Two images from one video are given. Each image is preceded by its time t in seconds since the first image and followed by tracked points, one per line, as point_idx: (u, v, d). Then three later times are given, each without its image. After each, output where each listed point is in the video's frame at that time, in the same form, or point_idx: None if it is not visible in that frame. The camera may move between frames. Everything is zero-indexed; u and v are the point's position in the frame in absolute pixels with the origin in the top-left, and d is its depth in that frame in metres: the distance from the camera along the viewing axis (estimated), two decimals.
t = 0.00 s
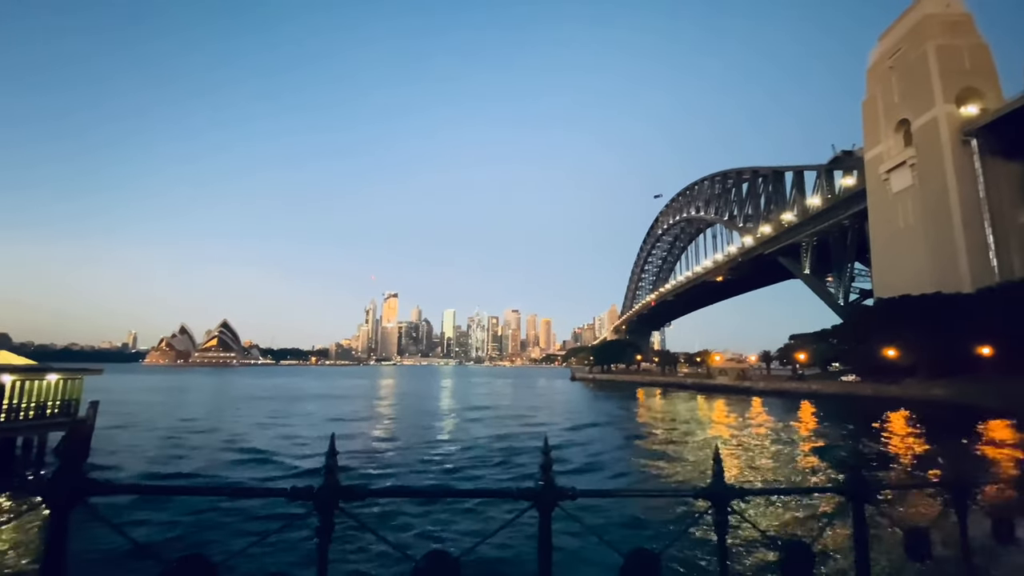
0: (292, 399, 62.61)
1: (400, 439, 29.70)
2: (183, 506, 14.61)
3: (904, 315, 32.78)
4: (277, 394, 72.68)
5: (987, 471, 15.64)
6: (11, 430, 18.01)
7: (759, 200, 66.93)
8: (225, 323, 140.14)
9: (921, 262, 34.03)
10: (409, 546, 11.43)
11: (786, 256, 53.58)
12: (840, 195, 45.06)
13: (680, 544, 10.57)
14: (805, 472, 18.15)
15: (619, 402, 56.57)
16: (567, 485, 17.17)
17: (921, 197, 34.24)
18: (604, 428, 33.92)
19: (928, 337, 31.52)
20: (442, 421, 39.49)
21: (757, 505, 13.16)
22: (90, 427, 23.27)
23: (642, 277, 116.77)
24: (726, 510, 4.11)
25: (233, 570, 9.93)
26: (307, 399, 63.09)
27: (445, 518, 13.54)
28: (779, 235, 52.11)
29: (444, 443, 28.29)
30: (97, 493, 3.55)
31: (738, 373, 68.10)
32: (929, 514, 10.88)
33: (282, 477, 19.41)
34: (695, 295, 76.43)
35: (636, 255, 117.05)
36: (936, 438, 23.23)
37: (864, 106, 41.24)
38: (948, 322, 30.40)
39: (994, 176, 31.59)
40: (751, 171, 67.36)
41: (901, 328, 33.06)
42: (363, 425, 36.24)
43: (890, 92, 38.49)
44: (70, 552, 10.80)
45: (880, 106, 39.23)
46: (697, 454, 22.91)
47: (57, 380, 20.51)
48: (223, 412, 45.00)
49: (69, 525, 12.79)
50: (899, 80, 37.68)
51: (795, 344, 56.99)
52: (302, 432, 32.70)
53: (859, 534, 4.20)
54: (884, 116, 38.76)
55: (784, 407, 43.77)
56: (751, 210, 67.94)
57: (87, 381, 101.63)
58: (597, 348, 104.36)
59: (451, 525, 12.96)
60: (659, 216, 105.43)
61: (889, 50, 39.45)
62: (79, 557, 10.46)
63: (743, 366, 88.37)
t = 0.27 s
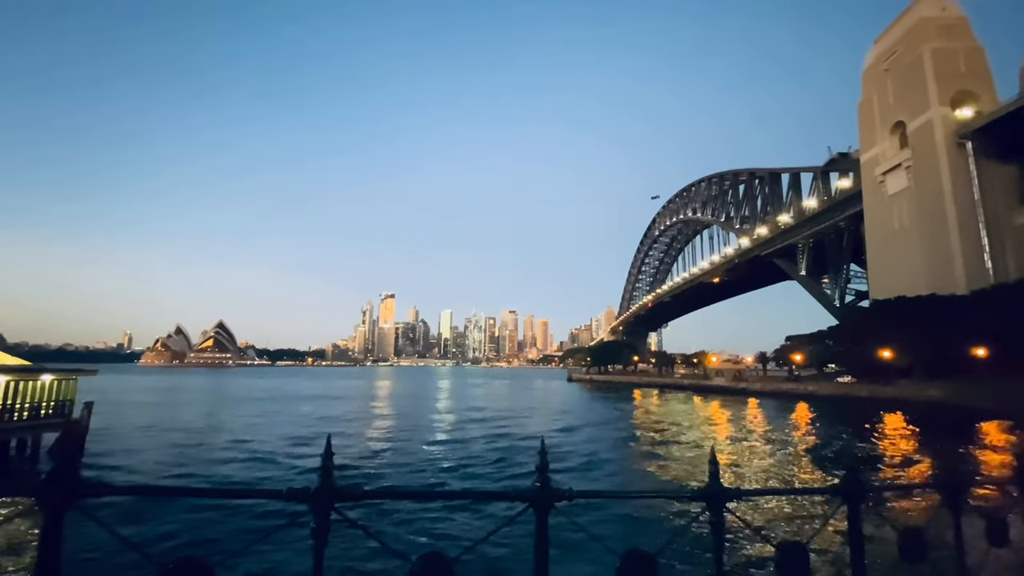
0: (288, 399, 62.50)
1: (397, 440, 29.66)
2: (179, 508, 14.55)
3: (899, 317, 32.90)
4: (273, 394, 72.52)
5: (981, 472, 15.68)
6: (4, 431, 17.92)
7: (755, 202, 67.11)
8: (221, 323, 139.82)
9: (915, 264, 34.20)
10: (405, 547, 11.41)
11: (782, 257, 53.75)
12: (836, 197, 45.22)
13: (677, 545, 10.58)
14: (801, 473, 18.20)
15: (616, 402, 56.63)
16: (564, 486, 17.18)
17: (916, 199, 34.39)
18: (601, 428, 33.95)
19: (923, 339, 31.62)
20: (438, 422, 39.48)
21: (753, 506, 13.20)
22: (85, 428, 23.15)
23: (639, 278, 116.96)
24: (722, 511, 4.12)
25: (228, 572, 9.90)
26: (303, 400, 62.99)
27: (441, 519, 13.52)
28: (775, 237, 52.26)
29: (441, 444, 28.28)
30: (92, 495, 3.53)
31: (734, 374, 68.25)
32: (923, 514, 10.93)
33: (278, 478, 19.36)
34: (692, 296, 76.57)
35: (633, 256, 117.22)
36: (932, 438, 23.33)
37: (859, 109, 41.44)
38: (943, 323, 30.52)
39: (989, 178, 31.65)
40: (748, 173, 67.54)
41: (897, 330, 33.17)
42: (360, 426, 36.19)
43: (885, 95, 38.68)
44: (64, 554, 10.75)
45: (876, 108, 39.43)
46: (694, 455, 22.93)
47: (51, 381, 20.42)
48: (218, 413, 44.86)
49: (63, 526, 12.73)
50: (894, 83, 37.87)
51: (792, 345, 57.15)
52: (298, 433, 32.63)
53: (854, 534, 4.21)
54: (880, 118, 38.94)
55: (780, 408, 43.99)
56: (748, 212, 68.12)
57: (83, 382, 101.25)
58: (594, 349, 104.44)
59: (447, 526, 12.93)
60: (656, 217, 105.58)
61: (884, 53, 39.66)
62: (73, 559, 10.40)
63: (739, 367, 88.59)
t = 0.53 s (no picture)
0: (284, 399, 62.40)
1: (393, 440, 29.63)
2: (174, 508, 14.51)
3: (894, 318, 33.01)
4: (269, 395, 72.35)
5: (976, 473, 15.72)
6: None
7: (752, 203, 67.27)
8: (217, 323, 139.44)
9: (910, 265, 34.34)
10: (401, 549, 11.38)
11: (778, 259, 53.88)
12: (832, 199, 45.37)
13: (673, 546, 10.59)
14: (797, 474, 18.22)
15: (613, 403, 56.70)
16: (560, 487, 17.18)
17: (911, 201, 34.52)
18: (598, 429, 33.98)
19: (918, 340, 31.75)
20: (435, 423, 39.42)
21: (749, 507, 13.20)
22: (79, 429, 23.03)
23: (636, 279, 117.11)
24: (718, 511, 4.11)
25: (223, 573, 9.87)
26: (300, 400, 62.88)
27: (437, 520, 13.49)
28: (771, 238, 52.40)
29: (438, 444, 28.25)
30: (88, 496, 3.51)
31: (731, 375, 68.41)
32: (918, 515, 10.95)
33: (274, 479, 19.32)
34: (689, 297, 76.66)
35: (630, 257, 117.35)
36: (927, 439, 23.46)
37: (855, 111, 41.58)
38: (938, 325, 30.63)
39: (984, 181, 31.72)
40: (745, 174, 67.70)
41: (892, 331, 33.29)
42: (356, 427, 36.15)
43: (881, 97, 38.82)
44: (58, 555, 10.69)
45: (872, 110, 39.57)
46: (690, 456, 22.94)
47: (46, 381, 20.33)
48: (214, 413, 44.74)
49: (58, 527, 12.68)
50: (890, 85, 38.01)
51: (788, 345, 57.31)
52: (293, 433, 32.57)
53: (848, 535, 4.22)
54: (875, 121, 39.08)
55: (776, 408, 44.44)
56: (744, 213, 68.27)
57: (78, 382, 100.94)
58: (591, 350, 104.54)
59: (443, 527, 12.91)
60: (653, 218, 105.74)
61: (880, 55, 39.80)
62: (67, 560, 10.36)
63: (736, 368, 88.78)
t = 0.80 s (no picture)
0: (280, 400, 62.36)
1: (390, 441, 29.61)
2: (169, 509, 14.47)
3: (889, 319, 33.14)
4: (266, 395, 72.14)
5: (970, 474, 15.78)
6: None
7: (748, 204, 67.43)
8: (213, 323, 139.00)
9: (906, 267, 34.47)
10: (397, 550, 11.38)
11: (775, 259, 54.02)
12: (828, 200, 45.49)
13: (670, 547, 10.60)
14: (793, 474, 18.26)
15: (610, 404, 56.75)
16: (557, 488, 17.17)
17: (907, 203, 34.62)
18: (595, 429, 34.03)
19: (913, 341, 31.88)
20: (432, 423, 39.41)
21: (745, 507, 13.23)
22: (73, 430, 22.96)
23: (633, 280, 117.23)
24: (714, 512, 4.11)
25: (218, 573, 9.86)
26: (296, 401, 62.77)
27: (434, 522, 13.48)
28: (767, 239, 52.54)
29: (435, 444, 28.24)
30: (80, 498, 3.50)
31: (728, 375, 68.53)
32: (913, 516, 10.99)
33: (270, 479, 19.28)
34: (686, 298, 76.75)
35: (628, 257, 117.44)
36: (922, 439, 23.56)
37: (851, 113, 41.72)
38: (932, 325, 30.75)
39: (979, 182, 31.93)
40: (742, 176, 67.83)
41: (887, 333, 33.42)
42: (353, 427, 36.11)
43: (877, 99, 38.95)
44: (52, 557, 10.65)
45: (868, 112, 39.71)
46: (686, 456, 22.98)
47: (40, 381, 20.25)
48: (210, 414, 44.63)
49: (52, 529, 12.63)
50: (885, 87, 38.15)
51: (784, 346, 57.47)
52: (290, 434, 32.51)
53: (844, 537, 4.20)
54: (871, 123, 39.22)
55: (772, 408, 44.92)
56: (741, 214, 68.41)
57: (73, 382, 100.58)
58: (588, 350, 104.61)
59: (439, 528, 12.90)
60: (650, 219, 105.84)
61: (875, 57, 39.94)
62: (60, 561, 10.31)
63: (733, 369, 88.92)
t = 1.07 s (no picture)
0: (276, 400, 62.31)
1: (386, 441, 29.57)
2: (164, 510, 14.43)
3: (884, 320, 33.25)
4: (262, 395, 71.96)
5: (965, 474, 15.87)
6: None
7: (745, 205, 67.58)
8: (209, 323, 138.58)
9: (901, 267, 34.61)
10: (393, 550, 11.37)
11: (771, 260, 54.16)
12: (824, 201, 45.62)
13: (666, 546, 10.61)
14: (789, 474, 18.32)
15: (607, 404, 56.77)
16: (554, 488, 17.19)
17: (902, 204, 34.75)
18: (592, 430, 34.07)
19: (908, 341, 32.01)
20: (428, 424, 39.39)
21: (741, 506, 13.29)
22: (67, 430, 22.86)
23: (630, 280, 117.36)
24: (711, 513, 4.11)
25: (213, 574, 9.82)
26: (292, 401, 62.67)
27: (430, 522, 13.47)
28: (764, 240, 52.67)
29: (431, 445, 28.21)
30: (73, 498, 3.47)
31: (724, 375, 68.65)
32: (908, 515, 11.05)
33: (266, 480, 19.23)
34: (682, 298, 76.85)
35: (624, 258, 117.56)
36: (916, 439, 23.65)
37: (847, 115, 41.87)
38: (927, 326, 30.88)
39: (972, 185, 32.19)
40: (738, 176, 67.98)
41: (883, 333, 33.54)
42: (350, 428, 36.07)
43: (873, 100, 39.09)
44: (46, 557, 10.61)
45: (863, 114, 39.86)
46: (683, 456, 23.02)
47: (34, 382, 20.17)
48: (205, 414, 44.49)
49: (46, 529, 12.58)
50: (881, 89, 38.30)
51: (780, 346, 57.62)
52: (286, 434, 32.48)
53: (839, 536, 4.21)
54: (867, 124, 39.37)
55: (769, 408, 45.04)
56: (737, 215, 68.56)
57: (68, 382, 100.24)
58: (585, 350, 104.70)
59: (436, 529, 12.89)
60: (647, 220, 105.97)
61: (871, 59, 40.09)
62: (54, 562, 10.25)
63: (729, 369, 89.11)
